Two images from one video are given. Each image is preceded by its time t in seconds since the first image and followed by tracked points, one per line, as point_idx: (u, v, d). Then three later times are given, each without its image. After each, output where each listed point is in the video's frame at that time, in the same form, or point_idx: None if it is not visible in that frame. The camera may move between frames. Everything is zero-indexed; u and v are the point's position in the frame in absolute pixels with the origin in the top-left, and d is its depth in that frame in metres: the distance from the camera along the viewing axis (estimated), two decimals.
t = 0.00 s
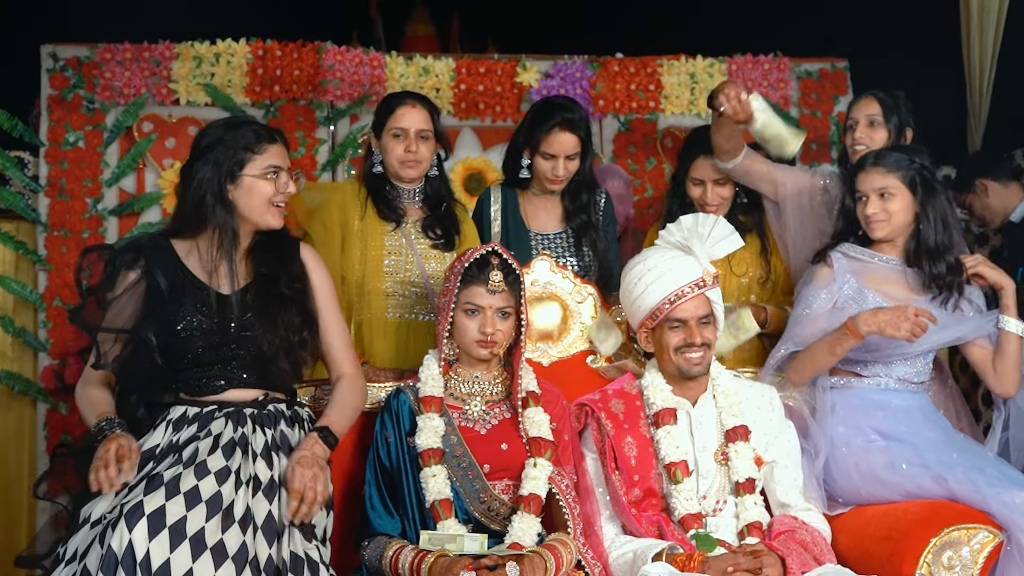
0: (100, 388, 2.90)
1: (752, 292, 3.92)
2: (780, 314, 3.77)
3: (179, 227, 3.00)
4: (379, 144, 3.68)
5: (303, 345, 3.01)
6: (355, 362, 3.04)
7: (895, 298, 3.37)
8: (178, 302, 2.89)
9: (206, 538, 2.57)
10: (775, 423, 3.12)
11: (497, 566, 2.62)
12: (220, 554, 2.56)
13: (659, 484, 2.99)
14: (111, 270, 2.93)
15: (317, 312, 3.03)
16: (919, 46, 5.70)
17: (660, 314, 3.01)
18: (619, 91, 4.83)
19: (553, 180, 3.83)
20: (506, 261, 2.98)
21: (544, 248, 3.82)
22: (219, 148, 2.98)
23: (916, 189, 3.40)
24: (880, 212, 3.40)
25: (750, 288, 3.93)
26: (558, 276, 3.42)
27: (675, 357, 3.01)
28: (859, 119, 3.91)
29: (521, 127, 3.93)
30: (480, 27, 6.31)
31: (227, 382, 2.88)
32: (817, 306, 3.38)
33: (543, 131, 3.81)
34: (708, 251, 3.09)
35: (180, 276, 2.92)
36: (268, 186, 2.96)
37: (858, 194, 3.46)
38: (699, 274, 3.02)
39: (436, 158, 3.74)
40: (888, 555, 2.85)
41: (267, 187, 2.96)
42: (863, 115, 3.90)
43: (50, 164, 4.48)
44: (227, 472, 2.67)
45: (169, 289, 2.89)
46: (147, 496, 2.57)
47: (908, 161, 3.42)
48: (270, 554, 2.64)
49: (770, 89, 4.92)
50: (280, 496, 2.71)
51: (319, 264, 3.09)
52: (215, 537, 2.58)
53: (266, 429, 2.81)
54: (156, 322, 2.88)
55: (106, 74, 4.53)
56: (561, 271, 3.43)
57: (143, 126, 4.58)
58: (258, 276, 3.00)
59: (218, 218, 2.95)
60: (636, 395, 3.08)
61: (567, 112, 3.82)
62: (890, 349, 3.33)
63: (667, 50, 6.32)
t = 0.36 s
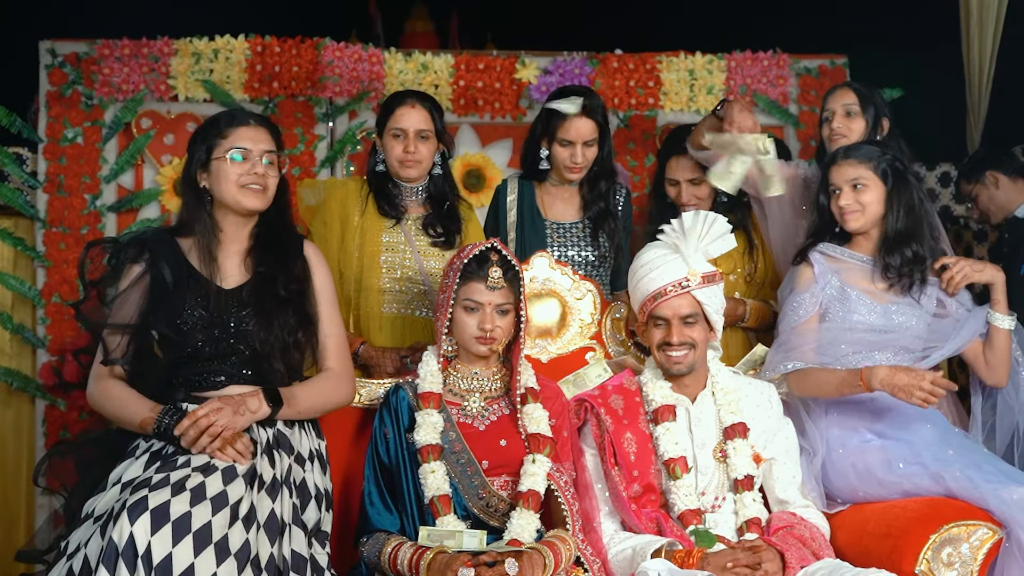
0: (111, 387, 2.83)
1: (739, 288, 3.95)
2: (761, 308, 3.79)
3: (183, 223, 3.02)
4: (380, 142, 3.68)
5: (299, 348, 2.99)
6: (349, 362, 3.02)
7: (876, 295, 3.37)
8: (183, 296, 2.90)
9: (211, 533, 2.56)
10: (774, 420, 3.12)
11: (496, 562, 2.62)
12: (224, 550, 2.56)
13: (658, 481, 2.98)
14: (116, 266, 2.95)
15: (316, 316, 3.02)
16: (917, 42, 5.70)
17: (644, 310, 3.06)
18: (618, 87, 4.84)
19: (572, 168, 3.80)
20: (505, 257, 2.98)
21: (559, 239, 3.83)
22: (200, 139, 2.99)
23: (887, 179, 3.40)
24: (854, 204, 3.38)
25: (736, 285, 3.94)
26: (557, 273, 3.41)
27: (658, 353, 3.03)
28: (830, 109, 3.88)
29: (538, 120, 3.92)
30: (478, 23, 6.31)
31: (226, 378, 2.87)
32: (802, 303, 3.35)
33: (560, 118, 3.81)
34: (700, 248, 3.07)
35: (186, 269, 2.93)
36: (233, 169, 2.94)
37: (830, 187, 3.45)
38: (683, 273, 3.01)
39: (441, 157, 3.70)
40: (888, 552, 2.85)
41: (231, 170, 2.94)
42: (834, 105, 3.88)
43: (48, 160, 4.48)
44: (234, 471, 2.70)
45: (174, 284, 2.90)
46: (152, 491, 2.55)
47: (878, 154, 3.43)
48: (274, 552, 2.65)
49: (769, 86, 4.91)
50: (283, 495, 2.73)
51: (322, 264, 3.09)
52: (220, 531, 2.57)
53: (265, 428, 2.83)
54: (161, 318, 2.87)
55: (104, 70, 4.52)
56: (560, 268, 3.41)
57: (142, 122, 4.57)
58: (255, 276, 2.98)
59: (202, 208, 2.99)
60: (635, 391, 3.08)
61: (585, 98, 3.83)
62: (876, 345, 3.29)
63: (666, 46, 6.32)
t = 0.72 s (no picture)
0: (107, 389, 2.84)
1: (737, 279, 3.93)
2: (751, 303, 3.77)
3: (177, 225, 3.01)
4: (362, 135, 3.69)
5: (296, 349, 2.97)
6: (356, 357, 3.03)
7: (873, 293, 3.36)
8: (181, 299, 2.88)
9: (209, 530, 2.56)
10: (772, 418, 3.13)
11: (493, 560, 2.62)
12: (223, 547, 2.56)
13: (656, 479, 2.98)
14: (111, 265, 2.96)
15: (316, 307, 3.02)
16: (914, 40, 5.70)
17: (660, 306, 3.02)
18: (615, 85, 4.84)
19: (584, 160, 3.79)
20: (501, 254, 2.97)
21: (568, 233, 3.84)
22: (185, 140, 3.00)
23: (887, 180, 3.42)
24: (867, 198, 3.35)
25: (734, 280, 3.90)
26: (554, 270, 3.39)
27: (668, 350, 3.01)
28: (814, 108, 3.86)
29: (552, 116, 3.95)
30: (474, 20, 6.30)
31: (223, 377, 2.86)
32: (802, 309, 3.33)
33: (572, 107, 3.84)
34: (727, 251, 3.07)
35: (181, 271, 2.92)
36: (214, 166, 2.92)
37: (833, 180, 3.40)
38: (710, 274, 3.01)
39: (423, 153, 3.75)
40: (886, 549, 2.84)
41: (213, 167, 2.92)
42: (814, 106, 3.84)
43: (44, 158, 4.47)
44: (235, 471, 2.66)
45: (170, 285, 2.89)
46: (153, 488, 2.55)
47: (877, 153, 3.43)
48: (278, 550, 2.66)
49: (767, 83, 4.90)
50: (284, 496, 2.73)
51: (321, 263, 3.07)
52: (219, 527, 2.57)
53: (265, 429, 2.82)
54: (158, 319, 2.87)
55: (100, 67, 4.51)
56: (557, 265, 3.40)
57: (138, 119, 4.56)
58: (249, 279, 2.95)
59: (191, 209, 3.02)
60: (634, 389, 3.08)
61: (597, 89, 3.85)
62: (874, 345, 3.30)
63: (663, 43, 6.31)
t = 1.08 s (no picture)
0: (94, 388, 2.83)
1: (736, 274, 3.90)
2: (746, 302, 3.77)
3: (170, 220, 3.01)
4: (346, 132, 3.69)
5: (284, 346, 2.94)
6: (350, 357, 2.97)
7: (875, 295, 3.37)
8: (171, 294, 2.89)
9: (202, 529, 2.55)
10: (767, 415, 3.13)
11: (488, 557, 2.62)
12: (216, 546, 2.56)
13: (652, 476, 2.98)
14: (102, 263, 2.95)
15: (306, 307, 2.96)
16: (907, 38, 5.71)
17: (663, 303, 3.01)
18: (611, 82, 4.83)
19: (574, 149, 3.84)
20: (497, 252, 2.97)
21: (559, 232, 3.87)
22: (182, 136, 2.99)
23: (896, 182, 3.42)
24: (875, 201, 3.35)
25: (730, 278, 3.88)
26: (550, 267, 3.39)
27: (670, 349, 3.01)
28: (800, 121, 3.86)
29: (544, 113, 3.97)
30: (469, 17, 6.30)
31: (215, 373, 2.87)
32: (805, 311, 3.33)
33: (562, 100, 3.87)
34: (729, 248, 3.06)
35: (173, 268, 2.92)
36: (213, 162, 2.91)
37: (842, 180, 3.40)
38: (712, 272, 3.02)
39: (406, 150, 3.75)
40: (881, 547, 2.85)
41: (211, 163, 2.91)
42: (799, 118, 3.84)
43: (38, 155, 4.46)
44: (227, 468, 2.65)
45: (160, 281, 2.89)
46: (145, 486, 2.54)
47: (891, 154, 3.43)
48: (269, 549, 2.67)
49: (762, 80, 4.90)
50: (278, 495, 2.73)
51: (315, 258, 3.02)
52: (213, 527, 2.57)
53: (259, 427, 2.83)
54: (147, 312, 2.88)
55: (95, 64, 4.50)
56: (553, 263, 3.40)
57: (133, 116, 4.55)
58: (239, 274, 2.94)
59: (187, 205, 3.01)
60: (629, 386, 3.08)
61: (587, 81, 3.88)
62: (875, 348, 3.33)
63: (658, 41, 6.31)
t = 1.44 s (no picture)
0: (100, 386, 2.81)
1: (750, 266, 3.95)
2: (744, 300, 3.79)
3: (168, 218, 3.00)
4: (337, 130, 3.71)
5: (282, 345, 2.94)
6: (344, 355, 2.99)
7: (867, 291, 3.38)
8: (170, 291, 2.88)
9: (198, 527, 2.55)
10: (764, 413, 3.13)
11: (484, 554, 2.62)
12: (212, 545, 2.56)
13: (648, 473, 2.99)
14: (99, 261, 2.93)
15: (302, 304, 2.98)
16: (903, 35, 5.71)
17: (666, 301, 3.01)
18: (607, 79, 4.82)
19: (550, 141, 3.84)
20: (494, 249, 2.96)
21: (542, 229, 3.83)
22: (179, 135, 3.00)
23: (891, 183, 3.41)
24: (862, 201, 3.37)
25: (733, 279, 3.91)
26: (546, 264, 3.39)
27: (670, 345, 3.00)
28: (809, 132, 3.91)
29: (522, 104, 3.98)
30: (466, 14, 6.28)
31: (212, 371, 2.88)
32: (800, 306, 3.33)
33: (537, 93, 3.87)
34: (732, 247, 3.09)
35: (169, 265, 2.91)
36: (209, 164, 2.91)
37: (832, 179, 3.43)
38: (716, 270, 3.02)
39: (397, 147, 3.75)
40: (876, 544, 2.85)
41: (207, 165, 2.91)
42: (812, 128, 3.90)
43: (34, 151, 4.44)
44: (224, 466, 2.66)
45: (158, 278, 2.88)
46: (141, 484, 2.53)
47: (882, 154, 3.43)
48: (265, 549, 2.66)
49: (759, 78, 4.90)
50: (275, 493, 2.73)
51: (313, 257, 3.04)
52: (208, 526, 2.57)
53: (256, 426, 2.83)
54: (145, 308, 2.86)
55: (91, 60, 4.50)
56: (549, 260, 3.40)
57: (129, 112, 4.54)
58: (236, 272, 2.94)
59: (184, 203, 3.01)
60: (626, 382, 3.08)
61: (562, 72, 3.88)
62: (869, 344, 3.33)
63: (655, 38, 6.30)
